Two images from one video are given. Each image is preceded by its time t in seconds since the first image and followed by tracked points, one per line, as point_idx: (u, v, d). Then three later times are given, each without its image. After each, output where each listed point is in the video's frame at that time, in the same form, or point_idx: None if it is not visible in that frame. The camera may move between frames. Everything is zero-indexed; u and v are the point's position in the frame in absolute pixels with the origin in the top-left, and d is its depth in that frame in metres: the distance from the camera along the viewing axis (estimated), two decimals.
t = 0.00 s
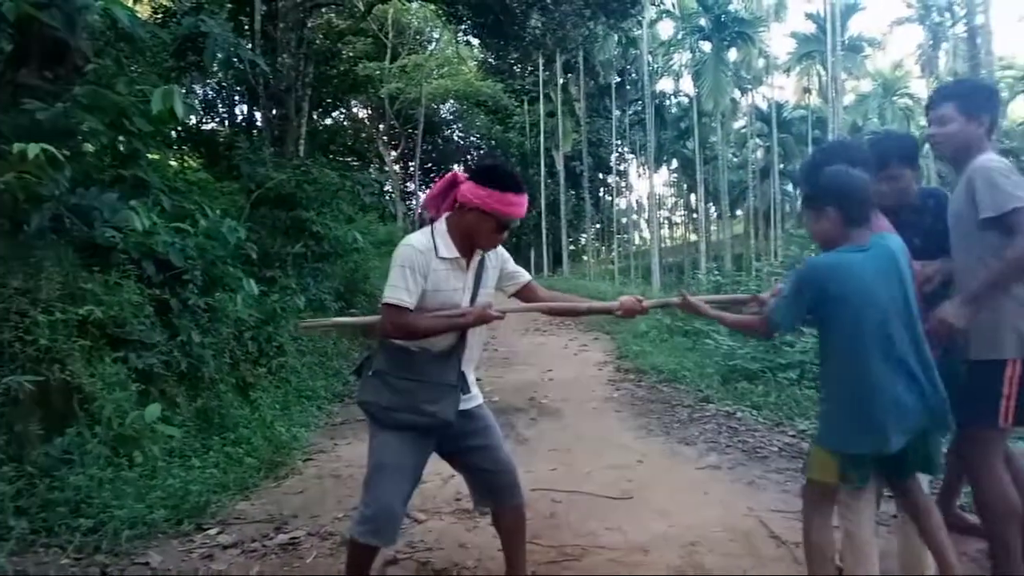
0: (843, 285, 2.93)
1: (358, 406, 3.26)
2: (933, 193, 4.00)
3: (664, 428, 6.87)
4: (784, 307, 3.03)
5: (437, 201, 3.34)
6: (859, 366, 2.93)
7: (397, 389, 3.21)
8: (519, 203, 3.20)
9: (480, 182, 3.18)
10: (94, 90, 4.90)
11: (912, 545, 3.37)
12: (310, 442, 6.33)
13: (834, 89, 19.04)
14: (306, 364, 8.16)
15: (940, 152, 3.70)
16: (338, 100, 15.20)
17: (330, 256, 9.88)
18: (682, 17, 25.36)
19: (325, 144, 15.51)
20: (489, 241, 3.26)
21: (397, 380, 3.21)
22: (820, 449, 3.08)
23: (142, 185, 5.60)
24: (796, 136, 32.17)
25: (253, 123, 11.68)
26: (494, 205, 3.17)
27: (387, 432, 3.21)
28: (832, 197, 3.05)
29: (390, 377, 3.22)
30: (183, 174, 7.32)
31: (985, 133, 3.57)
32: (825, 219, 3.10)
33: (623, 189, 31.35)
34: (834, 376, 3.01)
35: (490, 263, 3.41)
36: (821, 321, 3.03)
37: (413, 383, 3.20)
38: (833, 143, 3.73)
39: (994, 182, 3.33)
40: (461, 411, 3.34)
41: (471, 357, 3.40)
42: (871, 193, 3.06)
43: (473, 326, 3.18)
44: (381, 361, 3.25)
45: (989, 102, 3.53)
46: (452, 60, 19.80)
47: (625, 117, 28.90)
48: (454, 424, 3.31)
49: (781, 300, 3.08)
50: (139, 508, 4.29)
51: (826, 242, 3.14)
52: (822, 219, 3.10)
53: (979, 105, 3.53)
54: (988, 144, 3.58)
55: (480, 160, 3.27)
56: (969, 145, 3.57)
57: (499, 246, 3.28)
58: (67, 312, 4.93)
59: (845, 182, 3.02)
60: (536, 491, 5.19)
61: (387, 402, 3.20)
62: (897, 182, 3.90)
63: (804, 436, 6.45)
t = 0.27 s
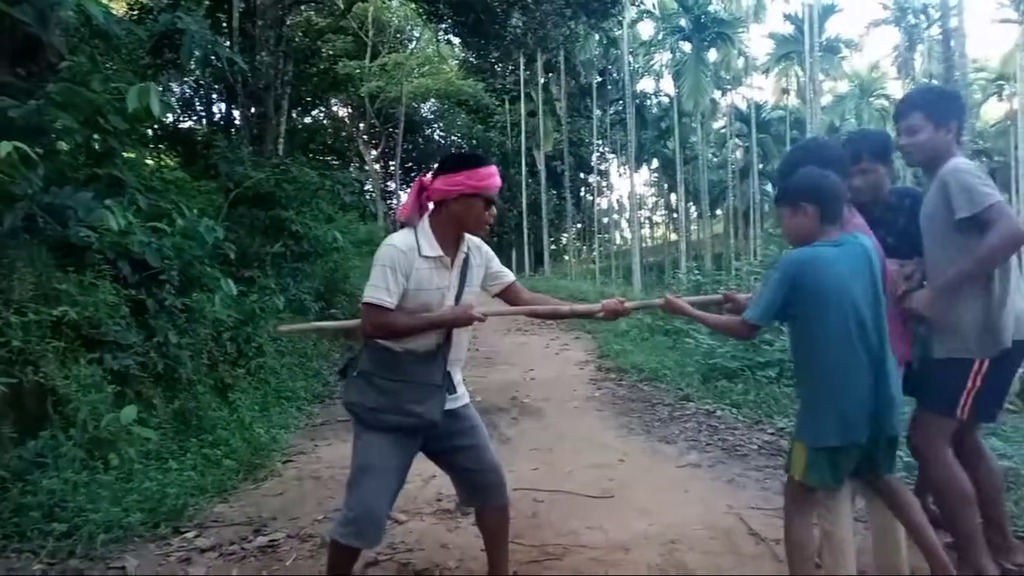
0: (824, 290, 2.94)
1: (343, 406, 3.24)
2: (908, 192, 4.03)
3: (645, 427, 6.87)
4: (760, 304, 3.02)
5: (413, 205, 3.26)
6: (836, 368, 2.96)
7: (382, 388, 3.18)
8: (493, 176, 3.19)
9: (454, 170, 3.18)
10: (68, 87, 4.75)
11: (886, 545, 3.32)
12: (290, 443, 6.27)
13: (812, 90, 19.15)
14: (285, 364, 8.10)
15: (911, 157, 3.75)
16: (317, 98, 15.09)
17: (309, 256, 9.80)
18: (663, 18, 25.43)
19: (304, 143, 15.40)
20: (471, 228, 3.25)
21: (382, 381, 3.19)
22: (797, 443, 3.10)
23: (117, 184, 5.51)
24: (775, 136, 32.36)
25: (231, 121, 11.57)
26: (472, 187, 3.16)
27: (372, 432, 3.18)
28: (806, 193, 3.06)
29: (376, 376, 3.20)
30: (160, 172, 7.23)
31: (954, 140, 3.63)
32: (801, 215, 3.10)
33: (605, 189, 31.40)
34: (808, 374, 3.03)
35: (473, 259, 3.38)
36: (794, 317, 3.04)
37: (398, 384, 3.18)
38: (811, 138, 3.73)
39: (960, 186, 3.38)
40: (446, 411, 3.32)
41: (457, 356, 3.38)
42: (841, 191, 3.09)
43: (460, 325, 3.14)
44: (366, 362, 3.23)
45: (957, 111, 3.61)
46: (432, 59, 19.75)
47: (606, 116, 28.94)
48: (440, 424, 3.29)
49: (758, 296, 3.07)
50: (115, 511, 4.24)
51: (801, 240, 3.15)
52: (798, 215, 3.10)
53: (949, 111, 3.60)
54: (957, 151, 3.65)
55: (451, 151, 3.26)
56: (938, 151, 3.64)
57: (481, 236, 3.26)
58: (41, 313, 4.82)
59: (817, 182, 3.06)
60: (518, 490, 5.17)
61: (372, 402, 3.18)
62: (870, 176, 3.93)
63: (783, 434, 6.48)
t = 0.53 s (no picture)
0: (826, 283, 2.93)
1: (335, 406, 3.22)
2: (892, 194, 4.10)
3: (636, 426, 6.87)
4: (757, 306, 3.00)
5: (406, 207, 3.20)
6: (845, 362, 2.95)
7: (375, 389, 3.17)
8: (487, 177, 3.21)
9: (451, 169, 3.17)
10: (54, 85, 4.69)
11: (874, 544, 3.27)
12: (280, 443, 6.25)
13: (801, 90, 19.19)
14: (275, 364, 8.06)
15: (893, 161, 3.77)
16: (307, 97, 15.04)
17: (299, 255, 9.76)
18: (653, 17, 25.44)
19: (294, 142, 15.34)
20: (467, 228, 3.24)
21: (375, 381, 3.17)
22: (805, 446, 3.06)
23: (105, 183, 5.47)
24: (765, 136, 32.44)
25: (220, 120, 11.52)
26: (468, 183, 3.16)
27: (365, 432, 3.16)
28: (788, 193, 3.06)
29: (369, 377, 3.18)
30: (148, 171, 7.18)
31: (936, 145, 3.65)
32: (785, 218, 3.10)
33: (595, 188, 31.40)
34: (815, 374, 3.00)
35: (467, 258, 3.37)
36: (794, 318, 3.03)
37: (391, 384, 3.16)
38: (800, 141, 3.78)
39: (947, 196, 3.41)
40: (439, 411, 3.31)
41: (450, 357, 3.36)
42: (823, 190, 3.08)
43: (453, 325, 3.14)
44: (359, 361, 3.21)
45: (938, 116, 3.62)
46: (423, 58, 19.71)
47: (597, 116, 28.95)
48: (432, 424, 3.27)
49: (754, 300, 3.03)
50: (103, 512, 4.20)
51: (787, 242, 3.14)
52: (780, 217, 3.11)
53: (931, 118, 3.61)
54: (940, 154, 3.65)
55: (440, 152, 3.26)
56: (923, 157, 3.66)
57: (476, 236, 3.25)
58: (28, 313, 4.79)
59: (796, 181, 3.05)
60: (509, 490, 5.16)
61: (365, 402, 3.16)
62: (856, 176, 3.97)
63: (774, 433, 6.49)
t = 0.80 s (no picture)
0: (830, 282, 2.94)
1: (324, 409, 3.21)
2: (882, 193, 4.09)
3: (628, 425, 6.87)
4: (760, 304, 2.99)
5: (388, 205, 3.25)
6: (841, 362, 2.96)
7: (364, 392, 3.16)
8: (470, 177, 3.19)
9: (427, 169, 3.17)
10: (44, 83, 4.67)
11: (861, 543, 3.26)
12: (272, 443, 6.23)
13: (793, 91, 19.22)
14: (267, 364, 8.04)
15: (897, 169, 3.83)
16: (300, 95, 15.00)
17: (291, 255, 9.74)
18: (646, 18, 25.45)
19: (286, 140, 15.30)
20: (446, 228, 3.22)
21: (365, 383, 3.16)
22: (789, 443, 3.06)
23: (95, 182, 5.43)
24: (757, 137, 32.52)
25: (211, 118, 11.48)
26: (445, 183, 3.14)
27: (355, 434, 3.16)
28: (782, 205, 3.06)
29: (358, 380, 3.17)
30: (139, 170, 7.14)
31: (940, 148, 3.68)
32: (783, 228, 3.08)
33: (589, 188, 31.45)
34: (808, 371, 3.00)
35: (451, 257, 3.35)
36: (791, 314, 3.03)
37: (381, 386, 3.15)
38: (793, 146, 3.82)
39: (953, 198, 3.43)
40: (429, 412, 3.30)
41: (440, 357, 3.35)
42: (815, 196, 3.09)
43: (440, 325, 3.14)
44: (348, 364, 3.20)
45: (945, 125, 3.66)
46: (416, 58, 19.69)
47: (590, 116, 28.97)
48: (422, 425, 3.27)
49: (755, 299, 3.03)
50: (93, 513, 4.19)
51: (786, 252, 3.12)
52: (778, 229, 3.09)
53: (939, 124, 3.66)
54: (945, 163, 3.69)
55: (423, 151, 3.26)
56: (926, 163, 3.69)
57: (455, 235, 3.23)
58: (16, 312, 4.81)
59: (793, 193, 3.05)
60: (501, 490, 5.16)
61: (354, 405, 3.15)
62: (847, 177, 3.97)
63: (764, 432, 6.51)
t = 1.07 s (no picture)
0: (817, 285, 2.95)
1: (309, 417, 3.18)
2: (854, 193, 4.13)
3: (605, 423, 6.88)
4: (744, 308, 3.01)
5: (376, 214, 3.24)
6: (827, 365, 2.97)
7: (349, 399, 3.14)
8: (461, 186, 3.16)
9: (418, 178, 3.14)
10: (10, 76, 4.76)
11: (833, 541, 3.27)
12: (246, 443, 6.17)
13: (768, 92, 19.37)
14: (241, 362, 7.96)
15: (869, 168, 3.88)
16: (275, 91, 14.87)
17: (265, 252, 9.66)
18: (624, 18, 25.52)
19: (261, 136, 15.15)
20: (435, 237, 3.20)
21: (348, 391, 3.14)
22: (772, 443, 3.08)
23: (64, 178, 5.33)
24: (733, 137, 32.73)
25: (184, 114, 11.34)
26: (436, 193, 3.12)
27: (340, 441, 3.13)
28: (758, 221, 3.09)
29: (342, 388, 3.14)
30: (110, 166, 7.04)
31: (911, 152, 3.72)
32: (764, 237, 3.10)
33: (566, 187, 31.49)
34: (793, 374, 3.02)
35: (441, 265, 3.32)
36: (778, 317, 3.04)
37: (364, 393, 3.13)
38: (763, 146, 3.82)
39: (924, 201, 3.48)
40: (415, 418, 3.28)
41: (426, 363, 3.32)
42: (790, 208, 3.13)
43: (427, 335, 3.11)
44: (332, 372, 3.17)
45: (918, 124, 3.73)
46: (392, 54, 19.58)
47: (568, 114, 29.01)
48: (407, 431, 3.24)
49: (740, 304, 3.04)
50: (61, 515, 4.12)
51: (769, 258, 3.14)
52: (759, 243, 3.12)
53: (913, 126, 3.71)
54: (917, 163, 3.75)
55: (415, 160, 3.23)
56: (899, 163, 3.73)
57: (444, 244, 3.20)
58: None
59: (771, 209, 3.11)
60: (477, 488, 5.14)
61: (337, 412, 3.13)
62: (820, 179, 4.02)
63: (739, 429, 6.54)
